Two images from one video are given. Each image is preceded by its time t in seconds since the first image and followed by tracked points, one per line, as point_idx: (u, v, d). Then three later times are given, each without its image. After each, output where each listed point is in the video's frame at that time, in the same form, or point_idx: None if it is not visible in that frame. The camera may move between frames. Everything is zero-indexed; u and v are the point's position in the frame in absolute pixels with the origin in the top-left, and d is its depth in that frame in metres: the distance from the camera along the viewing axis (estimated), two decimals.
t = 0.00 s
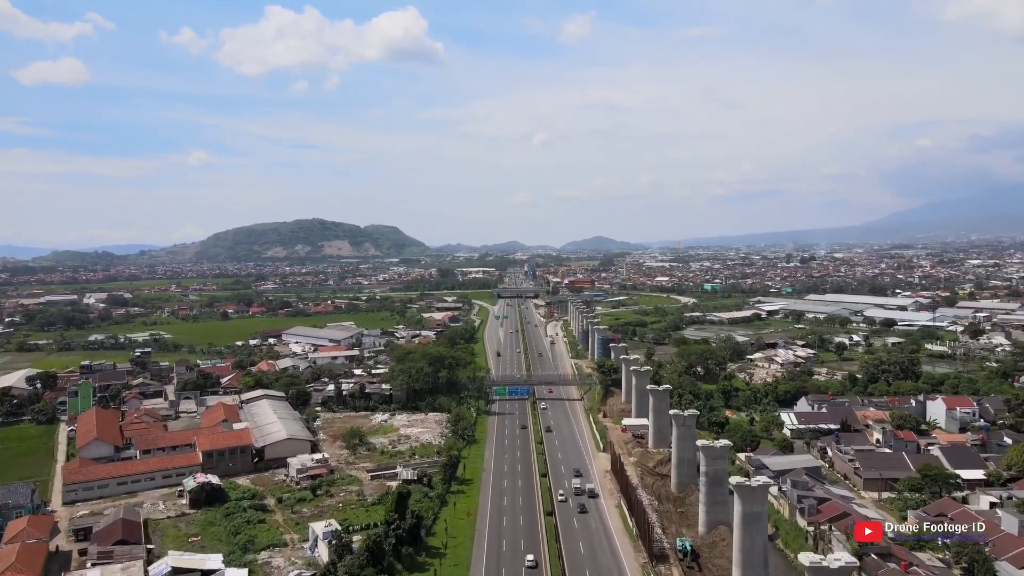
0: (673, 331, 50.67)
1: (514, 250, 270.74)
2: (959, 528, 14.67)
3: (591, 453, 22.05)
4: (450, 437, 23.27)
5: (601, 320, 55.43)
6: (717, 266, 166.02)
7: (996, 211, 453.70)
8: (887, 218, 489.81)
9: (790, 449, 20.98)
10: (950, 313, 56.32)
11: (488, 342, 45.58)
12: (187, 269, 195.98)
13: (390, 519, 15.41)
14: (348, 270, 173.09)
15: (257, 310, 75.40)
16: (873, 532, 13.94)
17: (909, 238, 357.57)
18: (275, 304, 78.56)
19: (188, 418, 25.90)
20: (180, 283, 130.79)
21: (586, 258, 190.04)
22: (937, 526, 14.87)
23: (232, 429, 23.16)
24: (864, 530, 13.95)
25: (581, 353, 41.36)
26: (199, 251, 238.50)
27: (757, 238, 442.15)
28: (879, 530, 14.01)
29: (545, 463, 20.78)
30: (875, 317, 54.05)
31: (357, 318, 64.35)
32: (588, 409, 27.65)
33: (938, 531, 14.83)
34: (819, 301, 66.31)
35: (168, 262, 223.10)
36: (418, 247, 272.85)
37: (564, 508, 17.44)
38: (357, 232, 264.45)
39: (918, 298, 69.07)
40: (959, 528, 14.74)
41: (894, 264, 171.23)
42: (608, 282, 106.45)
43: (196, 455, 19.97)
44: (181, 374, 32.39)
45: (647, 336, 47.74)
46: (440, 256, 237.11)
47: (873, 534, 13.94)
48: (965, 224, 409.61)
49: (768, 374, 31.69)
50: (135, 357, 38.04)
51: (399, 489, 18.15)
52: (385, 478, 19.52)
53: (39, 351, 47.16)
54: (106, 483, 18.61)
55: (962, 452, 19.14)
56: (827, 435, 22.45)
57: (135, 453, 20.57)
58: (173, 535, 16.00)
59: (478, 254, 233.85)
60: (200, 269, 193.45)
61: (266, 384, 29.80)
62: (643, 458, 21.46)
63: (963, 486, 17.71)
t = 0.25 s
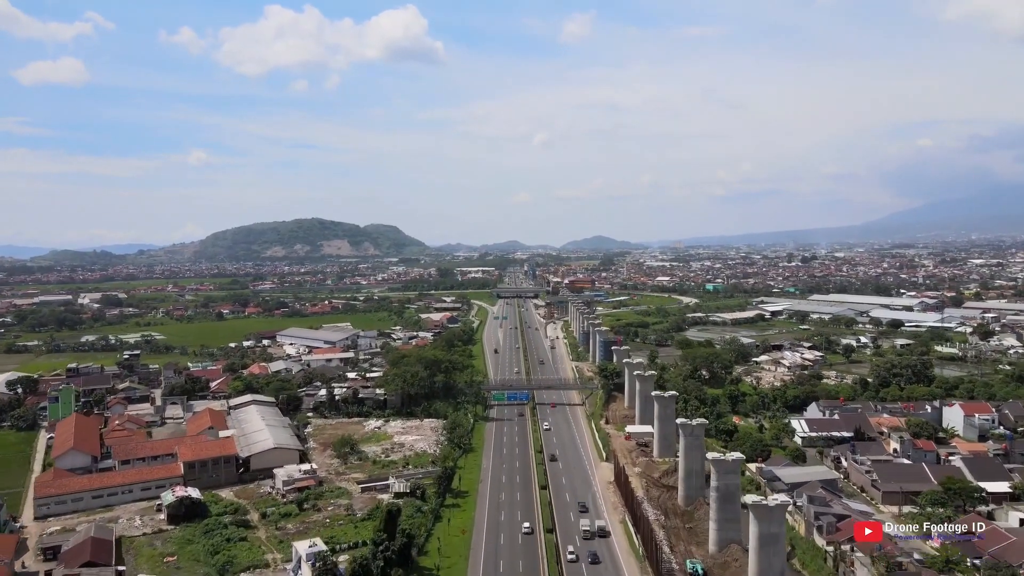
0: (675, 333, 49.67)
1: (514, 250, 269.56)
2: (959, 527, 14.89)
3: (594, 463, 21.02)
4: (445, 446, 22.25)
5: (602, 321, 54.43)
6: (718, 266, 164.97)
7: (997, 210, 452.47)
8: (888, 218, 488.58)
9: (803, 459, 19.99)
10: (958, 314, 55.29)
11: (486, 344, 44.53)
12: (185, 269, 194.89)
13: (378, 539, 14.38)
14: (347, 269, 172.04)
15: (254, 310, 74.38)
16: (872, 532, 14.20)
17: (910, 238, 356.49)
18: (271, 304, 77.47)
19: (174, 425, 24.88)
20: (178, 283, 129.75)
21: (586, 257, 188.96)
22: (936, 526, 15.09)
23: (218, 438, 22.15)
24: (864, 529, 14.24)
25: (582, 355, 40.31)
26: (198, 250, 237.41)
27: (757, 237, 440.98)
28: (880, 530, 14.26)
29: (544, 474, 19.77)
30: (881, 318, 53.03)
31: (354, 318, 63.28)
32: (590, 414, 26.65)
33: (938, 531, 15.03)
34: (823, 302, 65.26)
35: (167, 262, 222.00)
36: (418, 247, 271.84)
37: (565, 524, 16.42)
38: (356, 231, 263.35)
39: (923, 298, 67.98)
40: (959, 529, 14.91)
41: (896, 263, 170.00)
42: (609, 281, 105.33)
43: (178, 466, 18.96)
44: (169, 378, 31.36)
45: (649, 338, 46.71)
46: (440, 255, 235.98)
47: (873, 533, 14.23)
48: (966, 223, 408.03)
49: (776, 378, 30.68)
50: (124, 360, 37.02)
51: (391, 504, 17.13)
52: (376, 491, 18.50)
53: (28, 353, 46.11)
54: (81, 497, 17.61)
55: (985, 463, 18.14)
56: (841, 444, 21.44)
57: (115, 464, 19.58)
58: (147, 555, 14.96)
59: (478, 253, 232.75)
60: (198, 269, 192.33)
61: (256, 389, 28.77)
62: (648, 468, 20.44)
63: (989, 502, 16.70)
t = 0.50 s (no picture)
0: (677, 334, 48.68)
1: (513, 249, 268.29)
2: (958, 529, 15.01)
3: (595, 473, 19.98)
4: (440, 455, 21.23)
5: (603, 322, 53.44)
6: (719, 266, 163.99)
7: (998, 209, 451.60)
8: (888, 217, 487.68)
9: (817, 470, 18.97)
10: (966, 315, 54.25)
11: (484, 346, 43.50)
12: (183, 269, 193.84)
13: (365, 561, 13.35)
14: (346, 269, 170.96)
15: (249, 311, 73.36)
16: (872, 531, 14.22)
17: (911, 237, 355.47)
18: (267, 305, 76.48)
19: (157, 433, 23.84)
20: (175, 283, 128.83)
21: (586, 257, 187.87)
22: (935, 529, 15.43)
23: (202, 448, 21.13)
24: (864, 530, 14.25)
25: (583, 358, 39.28)
26: (196, 250, 236.35)
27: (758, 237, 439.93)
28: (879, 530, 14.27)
29: (544, 486, 18.76)
30: (887, 319, 51.99)
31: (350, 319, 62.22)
32: (591, 421, 25.61)
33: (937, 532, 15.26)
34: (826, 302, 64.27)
35: (165, 262, 220.98)
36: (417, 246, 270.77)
37: (566, 542, 15.40)
38: (355, 231, 262.35)
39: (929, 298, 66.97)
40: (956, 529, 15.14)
41: (899, 263, 168.75)
42: (609, 281, 104.35)
43: (157, 478, 17.94)
44: (156, 382, 30.34)
45: (651, 340, 45.68)
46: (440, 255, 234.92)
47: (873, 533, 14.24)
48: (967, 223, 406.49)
49: (783, 383, 29.68)
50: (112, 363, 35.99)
51: (381, 520, 16.11)
52: (366, 505, 17.47)
53: (16, 355, 45.08)
54: (52, 512, 16.58)
55: (1010, 473, 17.12)
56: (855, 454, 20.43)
57: (90, 476, 18.53)
58: None
59: (477, 253, 231.59)
60: (196, 269, 191.26)
61: (246, 393, 27.70)
62: (653, 479, 19.41)
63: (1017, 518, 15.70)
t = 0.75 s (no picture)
0: (680, 337, 47.68)
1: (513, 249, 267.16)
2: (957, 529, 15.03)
3: (597, 486, 18.94)
4: (434, 466, 20.21)
5: (604, 323, 52.41)
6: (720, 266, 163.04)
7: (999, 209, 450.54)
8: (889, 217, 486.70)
9: (832, 484, 17.95)
10: (974, 316, 53.16)
11: (482, 349, 42.51)
12: (181, 269, 192.79)
13: None
14: (345, 269, 169.89)
15: (245, 312, 72.32)
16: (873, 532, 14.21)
17: (912, 237, 354.45)
18: (263, 306, 75.46)
19: (140, 442, 22.81)
20: (172, 283, 127.89)
21: (586, 257, 186.80)
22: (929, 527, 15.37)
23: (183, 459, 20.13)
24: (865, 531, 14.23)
25: (583, 362, 38.28)
26: (194, 251, 235.26)
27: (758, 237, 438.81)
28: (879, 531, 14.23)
29: (543, 500, 17.74)
30: (894, 320, 50.95)
31: (346, 321, 61.20)
32: (593, 428, 24.58)
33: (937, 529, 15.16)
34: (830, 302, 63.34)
35: (163, 262, 219.95)
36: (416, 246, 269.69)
37: (567, 562, 14.37)
38: (354, 231, 261.38)
39: (934, 299, 66.04)
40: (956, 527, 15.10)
41: (901, 262, 167.55)
42: (609, 281, 103.42)
43: (132, 493, 16.94)
44: (142, 388, 29.29)
45: (653, 342, 44.69)
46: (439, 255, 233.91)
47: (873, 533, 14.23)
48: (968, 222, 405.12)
49: (791, 388, 28.66)
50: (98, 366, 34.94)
51: (370, 539, 15.08)
52: (354, 521, 16.45)
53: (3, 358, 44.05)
54: (19, 530, 15.54)
55: None
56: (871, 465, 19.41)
57: (63, 490, 17.50)
58: None
59: (477, 253, 230.45)
60: (194, 269, 190.19)
61: (234, 399, 26.68)
62: (658, 493, 18.40)
63: None
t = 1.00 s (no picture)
0: (682, 339, 46.68)
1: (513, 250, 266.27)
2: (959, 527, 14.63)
3: (600, 500, 17.92)
4: (428, 478, 19.18)
5: (604, 325, 51.41)
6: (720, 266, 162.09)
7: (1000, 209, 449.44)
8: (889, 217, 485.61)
9: (848, 498, 16.96)
10: (981, 317, 52.11)
11: (480, 352, 41.49)
12: (179, 269, 191.72)
13: None
14: (343, 269, 168.85)
15: (240, 313, 71.31)
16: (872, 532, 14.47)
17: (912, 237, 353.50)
18: (259, 307, 74.45)
19: (120, 452, 21.77)
20: (169, 283, 126.95)
21: (585, 257, 185.98)
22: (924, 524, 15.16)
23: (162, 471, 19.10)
24: (864, 530, 14.50)
25: (584, 365, 37.27)
26: (192, 251, 234.24)
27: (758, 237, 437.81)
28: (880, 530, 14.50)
29: (542, 515, 16.74)
30: (900, 322, 49.95)
31: (343, 322, 60.21)
32: (594, 436, 23.56)
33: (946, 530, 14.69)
34: (834, 303, 62.38)
35: (162, 262, 218.98)
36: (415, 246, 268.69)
37: None
38: (353, 231, 260.36)
39: (940, 300, 65.09)
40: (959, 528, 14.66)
41: (903, 262, 166.49)
42: (609, 282, 102.51)
43: (103, 509, 15.89)
44: (127, 392, 28.25)
45: (654, 344, 43.70)
46: (438, 256, 232.88)
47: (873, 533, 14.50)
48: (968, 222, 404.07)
49: (799, 393, 27.67)
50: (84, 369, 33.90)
51: (360, 561, 14.10)
52: (342, 540, 15.45)
53: None
54: None
55: None
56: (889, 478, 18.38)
57: (31, 506, 16.39)
58: None
59: (477, 253, 229.43)
60: (192, 269, 189.11)
61: (221, 405, 25.66)
62: (664, 508, 17.38)
63: None
